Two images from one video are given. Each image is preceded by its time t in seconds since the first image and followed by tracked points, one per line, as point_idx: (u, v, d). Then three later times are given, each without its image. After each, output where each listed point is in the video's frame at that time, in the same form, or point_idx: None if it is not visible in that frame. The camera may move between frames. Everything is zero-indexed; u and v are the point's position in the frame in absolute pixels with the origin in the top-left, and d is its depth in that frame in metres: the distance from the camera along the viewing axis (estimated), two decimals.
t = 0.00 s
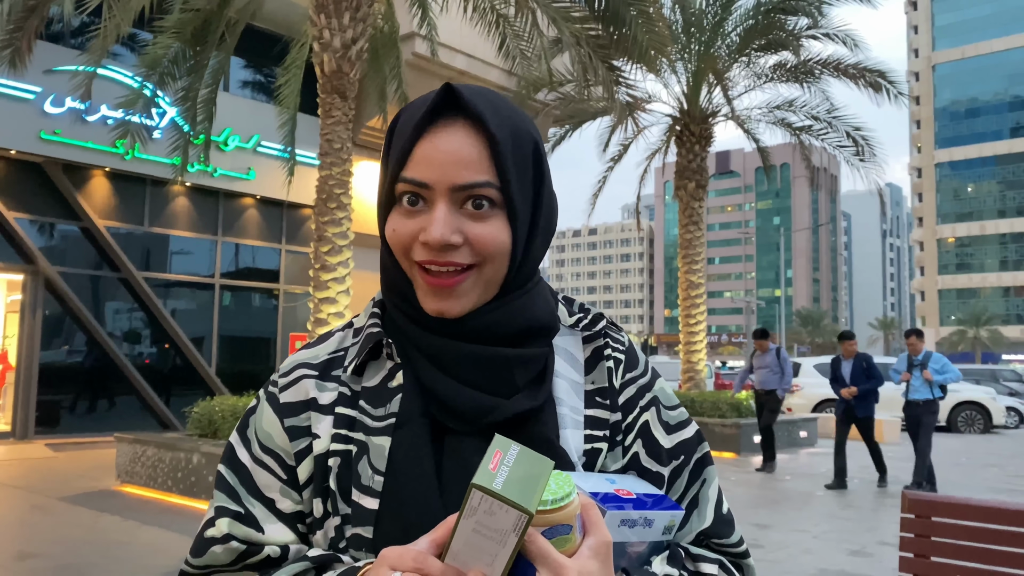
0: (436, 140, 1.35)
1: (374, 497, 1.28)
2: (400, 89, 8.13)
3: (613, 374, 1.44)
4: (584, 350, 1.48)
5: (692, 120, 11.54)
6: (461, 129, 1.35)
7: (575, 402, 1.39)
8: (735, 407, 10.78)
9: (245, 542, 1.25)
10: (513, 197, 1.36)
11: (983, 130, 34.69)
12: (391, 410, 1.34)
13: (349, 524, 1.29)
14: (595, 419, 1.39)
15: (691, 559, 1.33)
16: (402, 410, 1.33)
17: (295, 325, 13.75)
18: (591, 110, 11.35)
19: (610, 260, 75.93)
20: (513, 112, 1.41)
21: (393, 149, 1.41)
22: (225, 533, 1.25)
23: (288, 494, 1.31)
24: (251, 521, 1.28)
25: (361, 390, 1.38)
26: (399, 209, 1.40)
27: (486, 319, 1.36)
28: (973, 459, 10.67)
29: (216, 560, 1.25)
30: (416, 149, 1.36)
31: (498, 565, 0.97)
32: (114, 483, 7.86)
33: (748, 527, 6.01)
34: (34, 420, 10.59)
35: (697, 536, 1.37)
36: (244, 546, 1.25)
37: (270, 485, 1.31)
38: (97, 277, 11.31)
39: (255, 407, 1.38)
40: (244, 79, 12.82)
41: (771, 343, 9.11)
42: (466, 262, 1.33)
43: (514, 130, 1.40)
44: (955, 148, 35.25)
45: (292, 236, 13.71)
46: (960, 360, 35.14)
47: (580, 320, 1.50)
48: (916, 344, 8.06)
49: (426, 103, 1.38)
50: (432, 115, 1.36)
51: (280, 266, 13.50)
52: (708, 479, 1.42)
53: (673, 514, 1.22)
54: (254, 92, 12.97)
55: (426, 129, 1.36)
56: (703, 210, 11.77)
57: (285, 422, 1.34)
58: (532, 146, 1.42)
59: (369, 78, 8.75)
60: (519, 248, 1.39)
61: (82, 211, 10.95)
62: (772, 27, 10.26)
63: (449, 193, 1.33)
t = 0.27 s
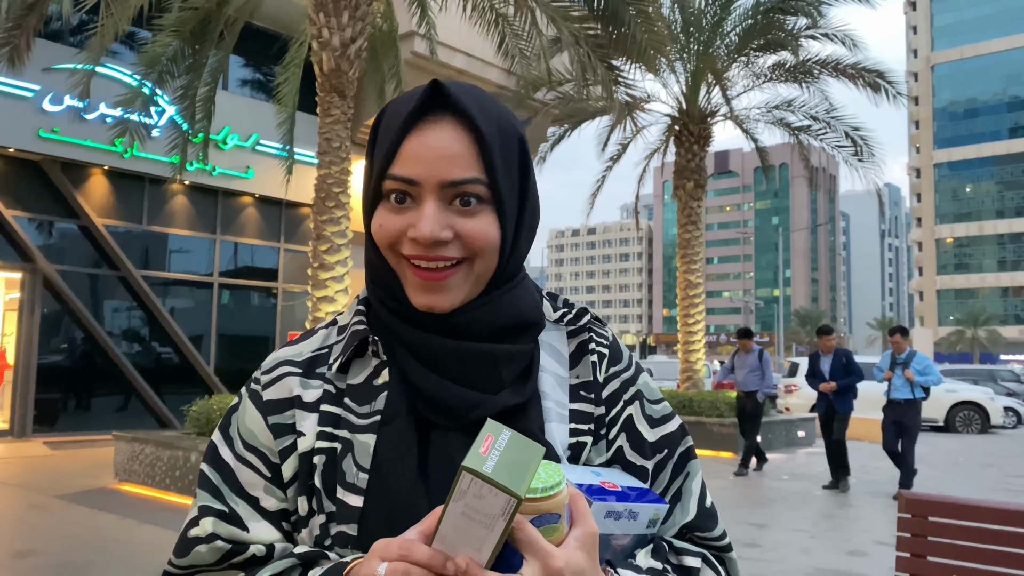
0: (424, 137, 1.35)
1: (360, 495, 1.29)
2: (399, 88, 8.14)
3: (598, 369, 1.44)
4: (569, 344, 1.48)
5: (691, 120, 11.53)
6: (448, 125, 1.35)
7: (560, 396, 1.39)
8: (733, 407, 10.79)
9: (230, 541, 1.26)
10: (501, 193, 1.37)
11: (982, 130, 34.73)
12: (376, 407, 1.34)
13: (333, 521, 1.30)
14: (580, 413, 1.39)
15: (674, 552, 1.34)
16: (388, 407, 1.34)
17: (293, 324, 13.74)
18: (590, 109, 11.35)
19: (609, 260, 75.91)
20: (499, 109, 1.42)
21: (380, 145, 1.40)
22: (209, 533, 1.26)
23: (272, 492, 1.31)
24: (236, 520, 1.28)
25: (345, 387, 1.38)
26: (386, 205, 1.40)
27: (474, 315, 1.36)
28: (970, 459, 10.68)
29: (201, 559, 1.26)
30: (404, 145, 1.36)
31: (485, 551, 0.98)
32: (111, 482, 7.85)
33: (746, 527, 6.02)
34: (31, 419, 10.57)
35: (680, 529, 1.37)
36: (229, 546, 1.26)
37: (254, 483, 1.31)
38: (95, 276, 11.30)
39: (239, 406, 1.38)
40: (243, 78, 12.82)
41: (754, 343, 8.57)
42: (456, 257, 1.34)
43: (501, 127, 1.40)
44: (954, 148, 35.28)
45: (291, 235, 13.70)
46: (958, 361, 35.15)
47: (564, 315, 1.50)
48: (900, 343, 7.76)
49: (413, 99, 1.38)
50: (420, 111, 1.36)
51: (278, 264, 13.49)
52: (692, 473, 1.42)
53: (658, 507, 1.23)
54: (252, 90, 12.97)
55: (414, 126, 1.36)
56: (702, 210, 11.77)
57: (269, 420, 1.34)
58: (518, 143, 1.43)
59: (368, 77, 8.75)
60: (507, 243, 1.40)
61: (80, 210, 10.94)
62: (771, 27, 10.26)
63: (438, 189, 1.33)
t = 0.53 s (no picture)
0: (410, 133, 1.34)
1: (348, 486, 1.28)
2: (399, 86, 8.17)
3: (583, 366, 1.44)
4: (553, 342, 1.47)
5: (691, 119, 11.52)
6: (434, 123, 1.35)
7: (545, 394, 1.38)
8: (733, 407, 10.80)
9: (214, 534, 1.25)
10: (486, 190, 1.36)
11: (981, 131, 34.74)
12: (364, 401, 1.34)
13: (321, 515, 1.29)
14: (565, 411, 1.39)
15: (662, 549, 1.33)
16: (376, 400, 1.33)
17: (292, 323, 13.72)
18: (590, 108, 11.33)
19: (609, 259, 75.89)
20: (484, 106, 1.42)
21: (367, 141, 1.39)
22: (194, 525, 1.25)
23: (258, 486, 1.30)
24: (221, 514, 1.27)
25: (333, 382, 1.37)
26: (371, 200, 1.39)
27: (459, 310, 1.35)
28: (969, 460, 10.68)
29: (185, 552, 1.25)
30: (389, 143, 1.35)
31: (479, 557, 0.98)
32: (110, 480, 7.84)
33: (744, 526, 6.02)
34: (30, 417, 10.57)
35: (667, 526, 1.37)
36: (214, 539, 1.25)
37: (240, 478, 1.30)
38: (94, 274, 11.30)
39: (226, 401, 1.37)
40: (243, 77, 12.82)
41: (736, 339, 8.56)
42: (441, 252, 1.34)
43: (485, 126, 1.40)
44: (954, 149, 35.28)
45: (291, 233, 13.68)
46: (958, 361, 35.15)
47: (549, 314, 1.49)
48: (882, 343, 7.68)
49: (400, 97, 1.37)
50: (405, 109, 1.35)
51: (278, 263, 13.47)
52: (678, 470, 1.42)
53: (645, 506, 1.24)
54: (252, 89, 12.97)
55: (400, 123, 1.35)
56: (702, 209, 11.77)
57: (256, 414, 1.33)
58: (502, 141, 1.43)
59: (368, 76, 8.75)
60: (492, 239, 1.40)
61: (80, 208, 10.94)
62: (772, 26, 10.26)
63: (423, 185, 1.33)
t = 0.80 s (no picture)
0: (399, 138, 1.35)
1: (339, 474, 1.28)
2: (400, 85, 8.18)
3: (569, 361, 1.44)
4: (539, 338, 1.48)
5: (692, 119, 11.52)
6: (422, 127, 1.36)
7: (532, 387, 1.37)
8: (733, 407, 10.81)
9: (204, 524, 1.23)
10: (474, 192, 1.36)
11: (982, 131, 34.73)
12: (354, 391, 1.34)
13: (311, 503, 1.28)
14: (551, 403, 1.39)
15: (648, 542, 1.33)
16: (364, 389, 1.33)
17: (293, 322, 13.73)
18: (591, 108, 11.33)
19: (609, 259, 75.88)
20: (473, 111, 1.42)
21: (358, 147, 1.40)
22: (183, 515, 1.23)
23: (248, 477, 1.29)
24: (211, 505, 1.26)
25: (324, 374, 1.37)
26: (362, 203, 1.40)
27: (449, 306, 1.36)
28: (969, 460, 10.68)
29: (175, 543, 1.23)
30: (380, 147, 1.36)
31: (499, 560, 0.98)
32: (110, 478, 7.85)
33: (743, 526, 6.03)
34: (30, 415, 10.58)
35: (655, 519, 1.37)
36: (203, 529, 1.23)
37: (230, 468, 1.29)
38: (94, 272, 11.30)
39: (218, 395, 1.37)
40: (244, 75, 12.83)
41: (715, 338, 8.72)
42: (430, 252, 1.34)
43: (474, 129, 1.41)
44: (954, 149, 35.27)
45: (291, 232, 13.68)
46: (957, 361, 35.17)
47: (534, 311, 1.50)
48: (860, 339, 7.62)
49: (389, 103, 1.38)
50: (395, 114, 1.36)
51: (278, 261, 13.47)
52: (665, 464, 1.41)
53: (631, 497, 1.25)
54: (253, 87, 12.97)
55: (390, 128, 1.36)
56: (702, 209, 11.77)
57: (248, 406, 1.32)
58: (491, 144, 1.43)
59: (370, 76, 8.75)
60: (481, 240, 1.40)
61: (80, 205, 10.95)
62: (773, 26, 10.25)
63: (412, 188, 1.33)
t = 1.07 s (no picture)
0: (394, 146, 1.35)
1: (323, 474, 1.24)
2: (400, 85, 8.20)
3: (553, 361, 1.41)
4: (522, 340, 1.45)
5: (692, 118, 11.52)
6: (416, 134, 1.36)
7: (516, 388, 1.35)
8: (734, 406, 10.82)
9: (185, 523, 1.23)
10: (470, 196, 1.38)
11: (982, 131, 34.72)
12: (338, 391, 1.32)
13: (296, 502, 1.24)
14: (535, 403, 1.35)
15: (630, 546, 1.33)
16: (348, 390, 1.31)
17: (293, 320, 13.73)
18: (592, 107, 11.33)
19: (609, 258, 75.87)
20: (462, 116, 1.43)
21: (350, 154, 1.38)
22: (164, 514, 1.22)
23: (229, 475, 1.27)
24: (192, 504, 1.24)
25: (309, 376, 1.34)
26: (357, 209, 1.38)
27: (445, 306, 1.36)
28: (969, 460, 10.69)
29: (158, 541, 1.22)
30: (375, 155, 1.35)
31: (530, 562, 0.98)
32: (111, 476, 7.86)
33: (744, 525, 6.03)
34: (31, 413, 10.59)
35: (637, 521, 1.36)
36: (184, 527, 1.22)
37: (211, 466, 1.26)
38: (95, 271, 11.30)
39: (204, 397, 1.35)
40: (244, 74, 12.82)
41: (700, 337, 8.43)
42: (429, 255, 1.35)
43: (464, 134, 1.41)
44: (955, 149, 35.26)
45: (292, 231, 13.68)
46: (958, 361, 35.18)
47: (518, 314, 1.48)
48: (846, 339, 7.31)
49: (381, 110, 1.37)
50: (389, 122, 1.35)
51: (278, 260, 13.47)
52: (645, 467, 1.40)
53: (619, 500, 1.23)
54: (254, 86, 12.97)
55: (384, 136, 1.35)
56: (703, 208, 11.77)
57: (232, 406, 1.29)
58: (480, 148, 1.45)
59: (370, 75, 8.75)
60: (474, 242, 1.42)
61: (81, 204, 10.96)
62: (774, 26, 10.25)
63: (410, 193, 1.34)
